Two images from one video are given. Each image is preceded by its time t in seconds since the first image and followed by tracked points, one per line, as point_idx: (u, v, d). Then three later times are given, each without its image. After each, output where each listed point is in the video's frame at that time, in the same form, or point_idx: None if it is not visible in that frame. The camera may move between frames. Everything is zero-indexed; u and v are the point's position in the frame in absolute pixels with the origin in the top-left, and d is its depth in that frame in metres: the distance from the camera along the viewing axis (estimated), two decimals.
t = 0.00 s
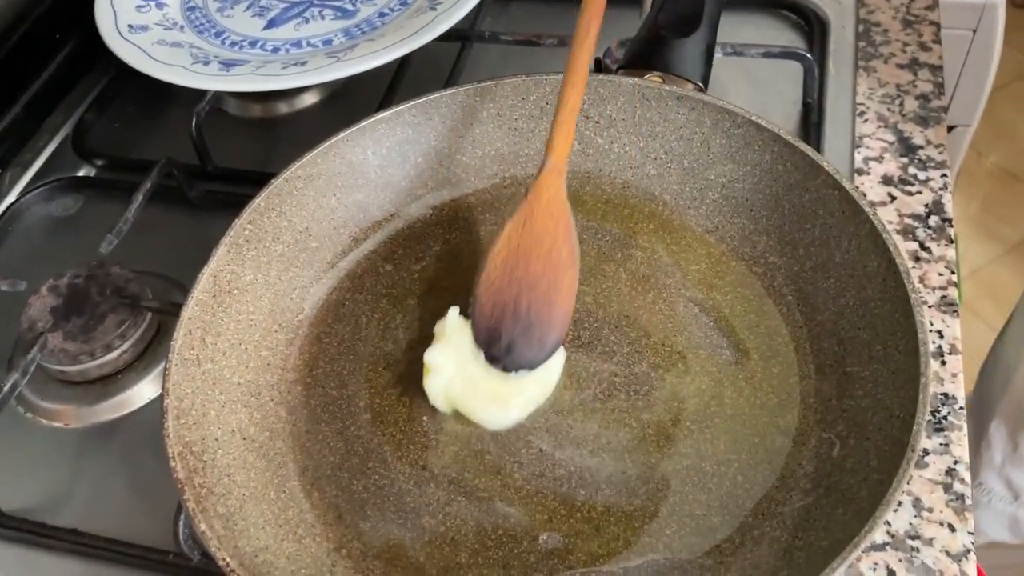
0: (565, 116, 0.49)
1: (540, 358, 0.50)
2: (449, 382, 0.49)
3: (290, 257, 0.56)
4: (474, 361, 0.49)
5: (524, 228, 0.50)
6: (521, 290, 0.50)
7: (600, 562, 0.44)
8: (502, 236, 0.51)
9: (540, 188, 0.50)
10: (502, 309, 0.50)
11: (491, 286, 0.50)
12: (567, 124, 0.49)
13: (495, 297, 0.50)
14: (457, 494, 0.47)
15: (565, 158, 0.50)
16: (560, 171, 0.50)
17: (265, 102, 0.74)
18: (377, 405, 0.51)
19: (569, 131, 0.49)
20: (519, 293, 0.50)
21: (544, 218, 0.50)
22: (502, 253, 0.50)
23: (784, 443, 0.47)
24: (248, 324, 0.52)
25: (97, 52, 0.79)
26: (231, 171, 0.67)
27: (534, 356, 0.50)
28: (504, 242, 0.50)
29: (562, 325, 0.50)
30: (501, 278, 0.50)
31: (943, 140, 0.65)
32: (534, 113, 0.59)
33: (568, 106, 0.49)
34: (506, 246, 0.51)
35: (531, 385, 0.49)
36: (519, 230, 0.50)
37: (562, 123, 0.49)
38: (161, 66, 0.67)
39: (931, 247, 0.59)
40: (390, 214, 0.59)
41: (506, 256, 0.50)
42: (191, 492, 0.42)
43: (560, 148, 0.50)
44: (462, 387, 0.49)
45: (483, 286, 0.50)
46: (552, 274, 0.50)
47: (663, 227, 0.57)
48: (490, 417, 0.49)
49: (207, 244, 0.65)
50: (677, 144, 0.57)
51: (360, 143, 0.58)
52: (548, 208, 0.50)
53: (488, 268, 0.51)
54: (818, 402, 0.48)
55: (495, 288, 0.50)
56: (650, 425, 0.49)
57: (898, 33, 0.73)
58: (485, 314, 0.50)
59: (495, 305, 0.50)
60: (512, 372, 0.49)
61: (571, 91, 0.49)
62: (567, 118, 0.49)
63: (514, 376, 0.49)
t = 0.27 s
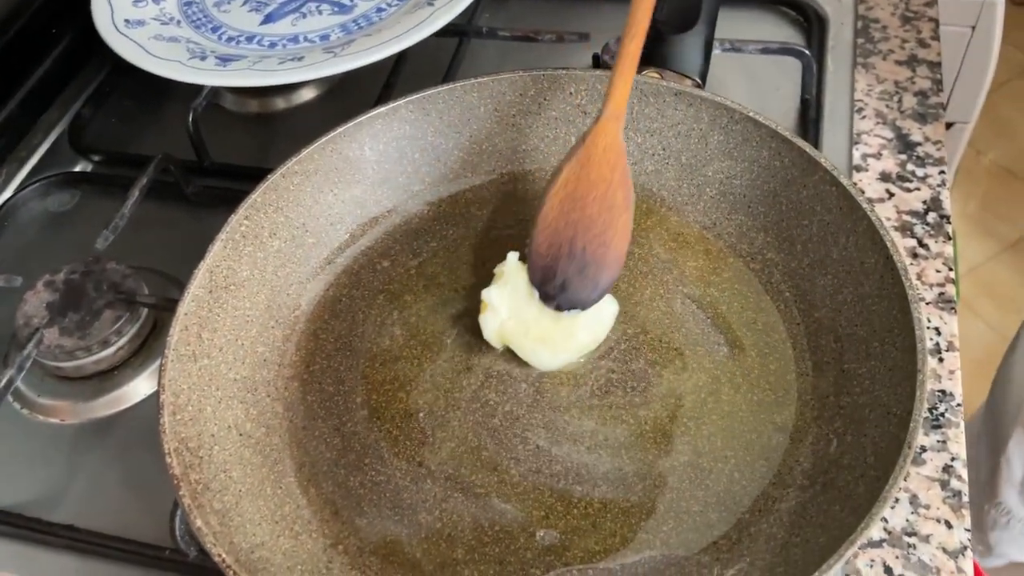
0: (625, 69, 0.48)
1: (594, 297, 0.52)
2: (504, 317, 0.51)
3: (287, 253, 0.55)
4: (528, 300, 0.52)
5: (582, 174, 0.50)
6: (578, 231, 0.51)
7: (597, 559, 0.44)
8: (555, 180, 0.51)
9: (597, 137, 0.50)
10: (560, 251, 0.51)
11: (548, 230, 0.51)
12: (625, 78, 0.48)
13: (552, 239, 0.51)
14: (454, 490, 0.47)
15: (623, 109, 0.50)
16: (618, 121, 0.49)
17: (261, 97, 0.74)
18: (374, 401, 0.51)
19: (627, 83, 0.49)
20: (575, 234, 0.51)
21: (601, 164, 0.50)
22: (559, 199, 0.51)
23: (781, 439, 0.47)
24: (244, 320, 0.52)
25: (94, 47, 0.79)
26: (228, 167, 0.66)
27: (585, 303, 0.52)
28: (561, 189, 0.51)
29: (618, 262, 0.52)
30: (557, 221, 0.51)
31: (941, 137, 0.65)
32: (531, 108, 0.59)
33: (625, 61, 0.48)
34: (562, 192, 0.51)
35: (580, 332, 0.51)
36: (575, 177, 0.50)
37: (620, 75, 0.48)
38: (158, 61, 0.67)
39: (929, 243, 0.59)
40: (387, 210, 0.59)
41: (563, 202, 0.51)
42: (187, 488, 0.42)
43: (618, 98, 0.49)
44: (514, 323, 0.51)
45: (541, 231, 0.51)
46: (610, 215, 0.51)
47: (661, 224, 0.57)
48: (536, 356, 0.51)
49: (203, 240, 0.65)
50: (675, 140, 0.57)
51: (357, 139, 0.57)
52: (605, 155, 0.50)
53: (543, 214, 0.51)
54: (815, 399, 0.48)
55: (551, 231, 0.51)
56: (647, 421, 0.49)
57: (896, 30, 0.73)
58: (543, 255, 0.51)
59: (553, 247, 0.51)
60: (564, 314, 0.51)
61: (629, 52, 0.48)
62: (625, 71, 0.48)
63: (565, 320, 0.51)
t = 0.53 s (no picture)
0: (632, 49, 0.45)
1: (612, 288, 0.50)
2: (521, 326, 0.50)
3: (289, 243, 0.55)
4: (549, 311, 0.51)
5: (594, 158, 0.48)
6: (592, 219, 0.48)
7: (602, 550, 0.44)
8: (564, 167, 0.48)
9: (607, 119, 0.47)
10: (573, 242, 0.48)
11: (559, 219, 0.48)
12: (632, 57, 0.46)
13: (564, 228, 0.49)
14: (457, 481, 0.47)
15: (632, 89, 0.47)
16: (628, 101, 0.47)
17: (263, 88, 0.73)
18: (377, 393, 0.51)
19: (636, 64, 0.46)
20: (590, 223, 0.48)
21: (613, 148, 0.48)
22: (571, 186, 0.48)
23: (787, 432, 0.47)
24: (246, 310, 0.52)
25: (94, 36, 0.78)
26: (230, 158, 0.66)
27: (609, 321, 0.50)
28: (571, 176, 0.48)
29: (635, 251, 0.49)
30: (568, 209, 0.48)
31: (947, 129, 0.64)
32: (535, 99, 0.59)
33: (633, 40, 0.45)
34: (572, 180, 0.48)
35: (600, 349, 0.49)
36: (587, 161, 0.48)
37: (628, 54, 0.45)
38: (159, 50, 0.66)
39: (935, 236, 0.59)
40: (390, 201, 0.59)
41: (575, 189, 0.48)
42: (189, 479, 0.42)
43: (627, 78, 0.46)
44: (531, 333, 0.50)
45: (552, 222, 0.49)
46: (625, 201, 0.48)
47: (666, 215, 0.56)
48: (550, 369, 0.50)
49: (204, 231, 0.65)
50: (679, 131, 0.56)
51: (360, 129, 0.57)
52: (616, 137, 0.47)
53: (553, 203, 0.48)
54: (821, 391, 0.47)
55: (562, 221, 0.48)
56: (652, 413, 0.48)
57: (901, 22, 0.73)
58: (555, 245, 0.49)
59: (565, 237, 0.49)
60: (583, 329, 0.50)
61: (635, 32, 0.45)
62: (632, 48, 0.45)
63: (584, 336, 0.49)
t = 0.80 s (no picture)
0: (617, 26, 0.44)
1: (609, 263, 0.49)
2: (524, 323, 0.50)
3: (289, 238, 0.55)
4: (555, 314, 0.50)
5: (586, 134, 0.47)
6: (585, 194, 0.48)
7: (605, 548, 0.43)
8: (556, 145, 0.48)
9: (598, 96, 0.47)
10: (568, 219, 0.48)
11: (552, 198, 0.48)
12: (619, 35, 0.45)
13: (558, 206, 0.48)
14: (459, 477, 0.46)
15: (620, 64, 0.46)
16: (617, 77, 0.46)
17: (263, 82, 0.73)
18: (378, 388, 0.50)
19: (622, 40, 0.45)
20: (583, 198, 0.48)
21: (605, 124, 0.47)
22: (564, 163, 0.48)
23: (791, 429, 0.46)
24: (247, 305, 0.51)
25: (92, 29, 0.78)
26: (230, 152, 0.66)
27: (613, 333, 0.49)
28: (563, 154, 0.48)
29: (632, 224, 0.49)
30: (561, 186, 0.48)
31: (950, 125, 0.64)
32: (538, 93, 0.58)
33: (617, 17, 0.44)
34: (564, 158, 0.48)
35: (599, 359, 0.49)
36: (578, 138, 0.47)
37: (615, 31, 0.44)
38: (159, 44, 0.66)
39: (938, 232, 0.58)
40: (391, 195, 0.58)
41: (568, 166, 0.48)
42: (189, 474, 0.42)
43: (616, 53, 0.46)
44: (532, 332, 0.50)
45: (545, 200, 0.48)
46: (619, 176, 0.48)
47: (669, 210, 0.56)
48: (545, 371, 0.49)
49: (204, 225, 0.64)
50: (683, 126, 0.56)
51: (361, 123, 0.57)
52: (607, 113, 0.47)
53: (546, 180, 0.48)
54: (825, 387, 0.47)
55: (555, 199, 0.48)
56: (655, 409, 0.48)
57: (904, 18, 0.72)
58: (550, 221, 0.49)
59: (559, 215, 0.48)
60: (585, 336, 0.49)
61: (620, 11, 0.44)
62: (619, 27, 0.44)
63: (584, 343, 0.49)
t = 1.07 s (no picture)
0: None
1: (611, 209, 0.47)
2: (540, 306, 0.50)
3: (301, 225, 0.54)
4: (572, 299, 0.51)
5: (599, 91, 0.45)
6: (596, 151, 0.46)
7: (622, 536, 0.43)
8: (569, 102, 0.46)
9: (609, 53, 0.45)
10: (573, 175, 0.46)
11: (564, 155, 0.46)
12: None
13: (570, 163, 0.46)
14: (475, 465, 0.46)
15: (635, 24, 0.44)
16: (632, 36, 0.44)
17: (271, 69, 0.72)
18: (392, 376, 0.50)
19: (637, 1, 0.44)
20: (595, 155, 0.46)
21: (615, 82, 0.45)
22: (578, 121, 0.45)
23: (809, 417, 0.46)
24: (259, 292, 0.51)
25: (100, 16, 0.77)
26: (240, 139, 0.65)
27: (630, 320, 0.49)
28: (579, 111, 0.45)
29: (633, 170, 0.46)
30: (575, 144, 0.46)
31: (965, 115, 0.63)
32: (551, 80, 0.58)
33: None
34: (574, 111, 0.46)
35: (614, 345, 0.49)
36: (593, 95, 0.45)
37: None
38: (168, 30, 0.65)
39: (953, 222, 0.58)
40: (404, 182, 0.58)
41: (581, 122, 0.45)
42: (204, 460, 0.41)
43: (628, 10, 0.44)
44: (548, 315, 0.50)
45: (555, 158, 0.46)
46: (626, 131, 0.45)
47: (683, 198, 0.56)
48: (559, 355, 0.49)
49: (213, 212, 0.64)
50: (698, 113, 0.56)
51: (373, 109, 0.56)
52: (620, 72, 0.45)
53: (557, 139, 0.46)
54: (843, 375, 0.47)
55: (566, 156, 0.46)
56: (671, 397, 0.48)
57: (917, 7, 0.72)
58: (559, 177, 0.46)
59: (569, 171, 0.46)
60: (601, 321, 0.49)
61: None
62: None
63: (600, 328, 0.49)
